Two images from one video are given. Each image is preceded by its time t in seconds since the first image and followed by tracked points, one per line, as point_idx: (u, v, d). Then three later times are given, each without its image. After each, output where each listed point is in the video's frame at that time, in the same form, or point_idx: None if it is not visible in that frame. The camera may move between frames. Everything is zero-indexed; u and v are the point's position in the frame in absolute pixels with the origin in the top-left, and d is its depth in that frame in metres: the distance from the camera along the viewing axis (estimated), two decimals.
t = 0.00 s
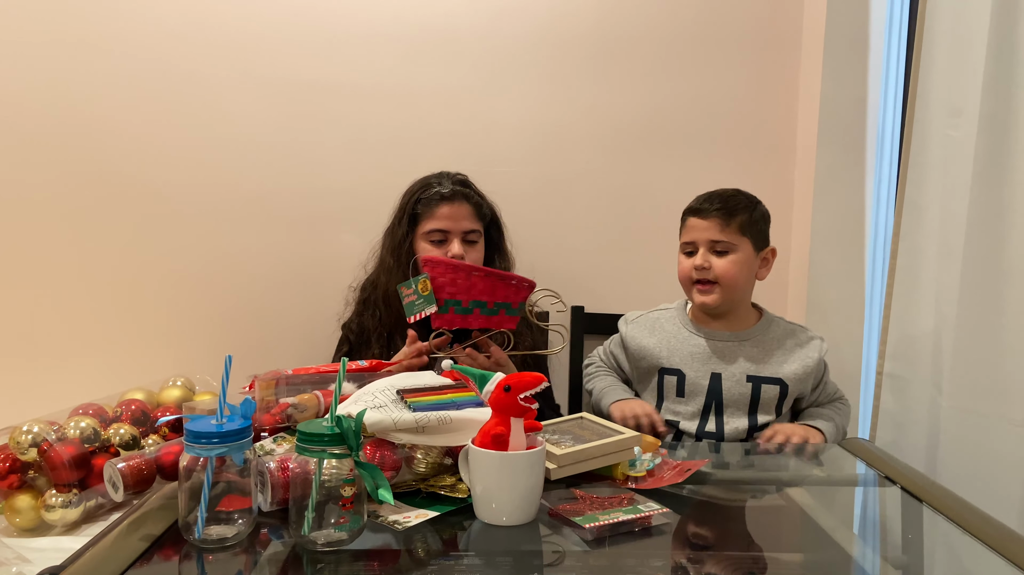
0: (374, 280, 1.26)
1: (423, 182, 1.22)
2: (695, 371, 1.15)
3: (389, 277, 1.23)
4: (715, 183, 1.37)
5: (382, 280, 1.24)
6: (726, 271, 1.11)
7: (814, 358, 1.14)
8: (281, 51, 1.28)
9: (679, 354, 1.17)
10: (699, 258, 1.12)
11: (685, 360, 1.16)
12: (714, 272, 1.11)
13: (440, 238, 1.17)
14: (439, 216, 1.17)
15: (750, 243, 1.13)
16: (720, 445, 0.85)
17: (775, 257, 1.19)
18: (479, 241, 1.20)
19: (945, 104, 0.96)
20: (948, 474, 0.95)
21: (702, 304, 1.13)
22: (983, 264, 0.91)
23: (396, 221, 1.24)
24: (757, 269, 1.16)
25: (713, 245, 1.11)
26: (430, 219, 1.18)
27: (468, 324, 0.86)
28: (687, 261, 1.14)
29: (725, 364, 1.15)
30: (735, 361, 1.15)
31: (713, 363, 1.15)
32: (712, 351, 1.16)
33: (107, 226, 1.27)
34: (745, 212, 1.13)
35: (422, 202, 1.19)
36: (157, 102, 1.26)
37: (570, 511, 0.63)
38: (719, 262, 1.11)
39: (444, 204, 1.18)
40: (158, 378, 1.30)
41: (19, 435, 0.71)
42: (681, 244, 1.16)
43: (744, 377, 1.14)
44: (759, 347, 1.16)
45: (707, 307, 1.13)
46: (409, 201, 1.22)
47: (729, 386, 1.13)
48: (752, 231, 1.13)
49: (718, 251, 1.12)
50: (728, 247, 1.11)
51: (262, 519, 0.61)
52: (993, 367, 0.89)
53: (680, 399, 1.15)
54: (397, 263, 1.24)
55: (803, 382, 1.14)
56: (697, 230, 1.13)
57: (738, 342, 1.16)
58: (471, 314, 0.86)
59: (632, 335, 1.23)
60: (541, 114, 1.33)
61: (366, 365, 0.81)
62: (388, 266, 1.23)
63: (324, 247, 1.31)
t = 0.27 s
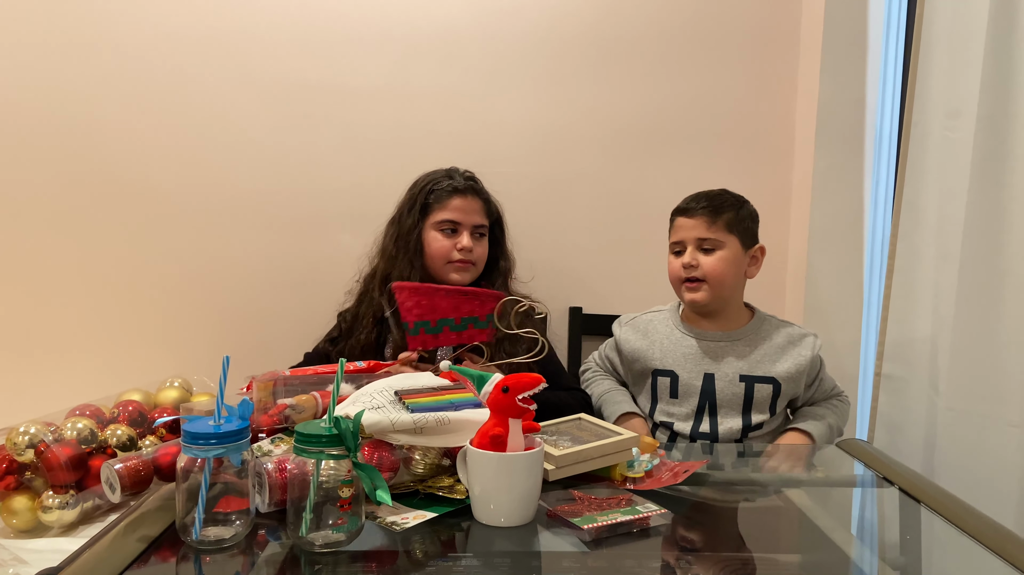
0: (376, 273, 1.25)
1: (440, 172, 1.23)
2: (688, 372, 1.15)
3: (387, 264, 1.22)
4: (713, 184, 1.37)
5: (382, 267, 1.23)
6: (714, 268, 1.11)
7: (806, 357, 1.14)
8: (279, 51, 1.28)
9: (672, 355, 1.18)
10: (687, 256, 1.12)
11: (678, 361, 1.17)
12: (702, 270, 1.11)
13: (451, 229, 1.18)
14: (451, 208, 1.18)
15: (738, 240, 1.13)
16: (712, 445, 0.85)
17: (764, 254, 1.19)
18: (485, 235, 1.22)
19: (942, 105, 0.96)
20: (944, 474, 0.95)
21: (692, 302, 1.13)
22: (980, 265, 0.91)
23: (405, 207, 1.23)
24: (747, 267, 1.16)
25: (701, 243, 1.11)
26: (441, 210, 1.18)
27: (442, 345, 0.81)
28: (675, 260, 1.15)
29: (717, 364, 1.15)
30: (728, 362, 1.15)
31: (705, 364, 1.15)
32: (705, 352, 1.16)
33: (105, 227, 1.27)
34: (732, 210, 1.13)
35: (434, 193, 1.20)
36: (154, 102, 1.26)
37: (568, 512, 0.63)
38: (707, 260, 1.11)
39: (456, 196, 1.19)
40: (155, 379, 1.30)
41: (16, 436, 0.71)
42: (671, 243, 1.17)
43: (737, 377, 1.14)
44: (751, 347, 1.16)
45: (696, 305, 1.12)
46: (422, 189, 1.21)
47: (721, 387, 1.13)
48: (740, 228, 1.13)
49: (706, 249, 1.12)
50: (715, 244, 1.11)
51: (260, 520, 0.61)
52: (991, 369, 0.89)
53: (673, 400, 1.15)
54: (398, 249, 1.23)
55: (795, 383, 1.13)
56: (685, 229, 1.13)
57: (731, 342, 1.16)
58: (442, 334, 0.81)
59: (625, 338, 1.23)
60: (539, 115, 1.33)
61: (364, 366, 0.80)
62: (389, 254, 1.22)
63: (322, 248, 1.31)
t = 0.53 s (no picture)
0: (381, 269, 1.26)
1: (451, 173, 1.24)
2: (685, 381, 1.15)
3: (399, 265, 1.22)
4: (711, 185, 1.37)
5: (392, 268, 1.23)
6: (704, 273, 1.11)
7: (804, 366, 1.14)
8: (278, 52, 1.28)
9: (670, 362, 1.18)
10: (677, 261, 1.13)
11: (676, 368, 1.17)
12: (691, 275, 1.12)
13: (463, 231, 1.20)
14: (464, 210, 1.20)
15: (728, 244, 1.13)
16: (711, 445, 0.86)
17: (759, 258, 1.19)
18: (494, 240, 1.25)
19: (941, 106, 0.97)
20: (944, 475, 0.95)
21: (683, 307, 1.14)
22: (979, 266, 0.91)
23: (415, 207, 1.23)
24: (740, 271, 1.16)
25: (691, 248, 1.12)
26: (454, 211, 1.20)
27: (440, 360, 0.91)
28: (666, 265, 1.16)
29: (714, 373, 1.15)
30: (725, 371, 1.15)
31: (702, 373, 1.15)
32: (702, 361, 1.16)
33: (103, 228, 1.27)
34: (723, 215, 1.13)
35: (447, 195, 1.21)
36: (153, 104, 1.26)
37: (567, 514, 0.63)
38: (696, 264, 1.12)
39: (468, 198, 1.21)
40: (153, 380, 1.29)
41: (14, 437, 0.70)
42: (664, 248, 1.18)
43: (734, 385, 1.14)
44: (747, 359, 1.16)
45: (687, 310, 1.13)
46: (433, 189, 1.22)
47: (719, 396, 1.13)
48: (731, 233, 1.13)
49: (696, 253, 1.12)
50: (705, 249, 1.12)
51: (259, 521, 0.61)
52: (990, 369, 0.89)
53: (671, 408, 1.15)
54: (409, 250, 1.22)
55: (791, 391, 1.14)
56: (676, 234, 1.14)
57: (727, 351, 1.16)
58: (437, 349, 0.90)
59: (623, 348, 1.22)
60: (538, 116, 1.33)
61: (363, 367, 0.80)
62: (401, 254, 1.21)
63: (320, 249, 1.31)
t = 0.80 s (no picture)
0: (383, 270, 1.26)
1: (452, 178, 1.24)
2: (683, 391, 1.16)
3: (404, 266, 1.23)
4: (710, 186, 1.37)
5: (395, 269, 1.24)
6: (698, 278, 1.11)
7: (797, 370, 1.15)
8: (277, 53, 1.28)
9: (668, 372, 1.18)
10: (673, 265, 1.14)
11: (674, 377, 1.17)
12: (686, 279, 1.12)
13: (468, 234, 1.21)
14: (469, 213, 1.20)
15: (725, 250, 1.13)
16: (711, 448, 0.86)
17: (756, 266, 1.19)
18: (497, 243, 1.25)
19: (940, 107, 0.97)
20: (943, 477, 0.95)
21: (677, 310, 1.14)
22: (978, 267, 0.91)
23: (419, 210, 1.23)
24: (736, 277, 1.16)
25: (687, 253, 1.13)
26: (458, 214, 1.21)
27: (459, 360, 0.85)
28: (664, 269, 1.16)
29: (711, 384, 1.15)
30: (722, 380, 1.15)
31: (699, 384, 1.16)
32: (699, 371, 1.16)
33: (102, 229, 1.27)
34: (720, 222, 1.13)
35: (451, 198, 1.21)
36: (152, 105, 1.26)
37: (566, 515, 0.63)
38: (691, 269, 1.12)
39: (473, 202, 1.22)
40: (152, 381, 1.29)
41: (13, 439, 0.70)
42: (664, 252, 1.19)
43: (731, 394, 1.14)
44: (743, 367, 1.15)
45: (680, 313, 1.13)
46: (436, 193, 1.22)
47: (716, 405, 1.14)
48: (727, 239, 1.13)
49: (691, 258, 1.13)
50: (701, 254, 1.12)
51: (258, 523, 0.61)
52: (989, 371, 0.89)
53: (670, 416, 1.17)
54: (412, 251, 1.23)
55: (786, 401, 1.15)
56: (673, 238, 1.15)
57: (719, 362, 1.16)
58: (456, 348, 0.85)
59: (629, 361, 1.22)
60: (537, 117, 1.33)
61: (362, 368, 0.81)
62: (405, 255, 1.23)
63: (320, 250, 1.31)
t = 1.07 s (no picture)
0: (388, 273, 1.27)
1: (456, 180, 1.25)
2: (683, 392, 1.16)
3: (410, 270, 1.24)
4: (710, 187, 1.37)
5: (402, 274, 1.25)
6: (698, 273, 1.11)
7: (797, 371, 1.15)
8: (276, 54, 1.28)
9: (667, 373, 1.18)
10: (673, 260, 1.13)
11: (674, 378, 1.17)
12: (685, 274, 1.12)
13: (474, 236, 1.20)
14: (475, 215, 1.20)
15: (724, 246, 1.13)
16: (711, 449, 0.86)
17: (754, 263, 1.19)
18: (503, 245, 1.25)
19: (939, 108, 0.97)
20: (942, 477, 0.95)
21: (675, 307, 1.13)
22: (977, 268, 0.91)
23: (423, 212, 1.23)
24: (733, 275, 1.16)
25: (686, 247, 1.12)
26: (464, 217, 1.20)
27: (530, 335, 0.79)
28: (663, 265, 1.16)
29: (711, 384, 1.15)
30: (722, 381, 1.15)
31: (699, 384, 1.16)
32: (700, 372, 1.16)
33: (102, 230, 1.27)
34: (720, 218, 1.14)
35: (455, 200, 1.21)
36: (152, 106, 1.26)
37: (566, 516, 0.63)
38: (691, 264, 1.11)
39: (478, 204, 1.21)
40: (152, 382, 1.30)
41: (13, 440, 0.71)
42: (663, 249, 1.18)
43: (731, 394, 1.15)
44: (743, 368, 1.16)
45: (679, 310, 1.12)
46: (440, 195, 1.22)
47: (716, 406, 1.14)
48: (726, 235, 1.13)
49: (691, 253, 1.12)
50: (701, 249, 1.12)
51: (258, 524, 0.61)
52: (988, 371, 0.89)
53: (670, 418, 1.16)
54: (418, 255, 1.24)
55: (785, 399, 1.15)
56: (672, 234, 1.14)
57: (722, 362, 1.16)
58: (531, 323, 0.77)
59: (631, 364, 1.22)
60: (536, 118, 1.34)
61: (362, 369, 0.81)
62: (411, 260, 1.23)
63: (319, 250, 1.31)
